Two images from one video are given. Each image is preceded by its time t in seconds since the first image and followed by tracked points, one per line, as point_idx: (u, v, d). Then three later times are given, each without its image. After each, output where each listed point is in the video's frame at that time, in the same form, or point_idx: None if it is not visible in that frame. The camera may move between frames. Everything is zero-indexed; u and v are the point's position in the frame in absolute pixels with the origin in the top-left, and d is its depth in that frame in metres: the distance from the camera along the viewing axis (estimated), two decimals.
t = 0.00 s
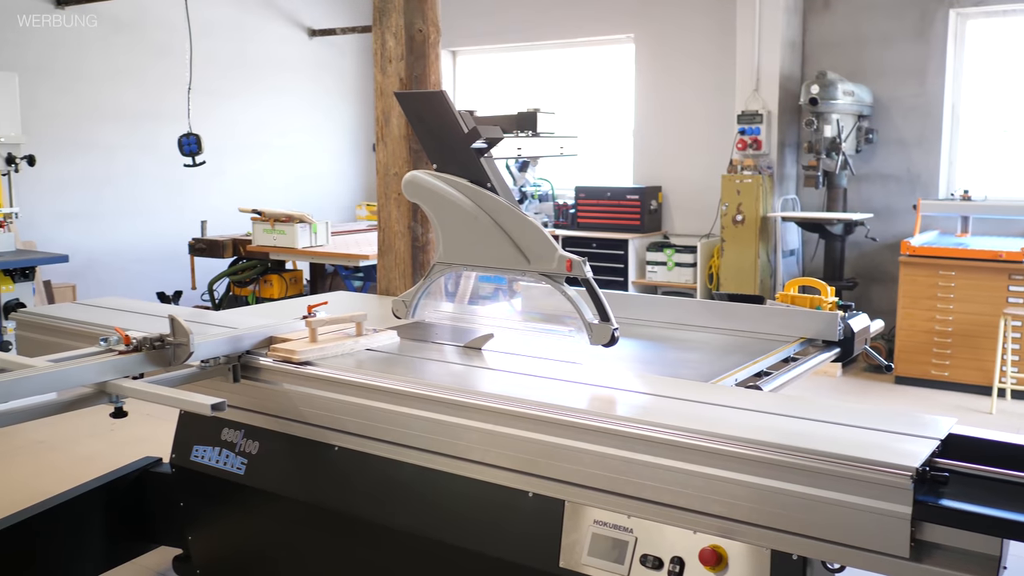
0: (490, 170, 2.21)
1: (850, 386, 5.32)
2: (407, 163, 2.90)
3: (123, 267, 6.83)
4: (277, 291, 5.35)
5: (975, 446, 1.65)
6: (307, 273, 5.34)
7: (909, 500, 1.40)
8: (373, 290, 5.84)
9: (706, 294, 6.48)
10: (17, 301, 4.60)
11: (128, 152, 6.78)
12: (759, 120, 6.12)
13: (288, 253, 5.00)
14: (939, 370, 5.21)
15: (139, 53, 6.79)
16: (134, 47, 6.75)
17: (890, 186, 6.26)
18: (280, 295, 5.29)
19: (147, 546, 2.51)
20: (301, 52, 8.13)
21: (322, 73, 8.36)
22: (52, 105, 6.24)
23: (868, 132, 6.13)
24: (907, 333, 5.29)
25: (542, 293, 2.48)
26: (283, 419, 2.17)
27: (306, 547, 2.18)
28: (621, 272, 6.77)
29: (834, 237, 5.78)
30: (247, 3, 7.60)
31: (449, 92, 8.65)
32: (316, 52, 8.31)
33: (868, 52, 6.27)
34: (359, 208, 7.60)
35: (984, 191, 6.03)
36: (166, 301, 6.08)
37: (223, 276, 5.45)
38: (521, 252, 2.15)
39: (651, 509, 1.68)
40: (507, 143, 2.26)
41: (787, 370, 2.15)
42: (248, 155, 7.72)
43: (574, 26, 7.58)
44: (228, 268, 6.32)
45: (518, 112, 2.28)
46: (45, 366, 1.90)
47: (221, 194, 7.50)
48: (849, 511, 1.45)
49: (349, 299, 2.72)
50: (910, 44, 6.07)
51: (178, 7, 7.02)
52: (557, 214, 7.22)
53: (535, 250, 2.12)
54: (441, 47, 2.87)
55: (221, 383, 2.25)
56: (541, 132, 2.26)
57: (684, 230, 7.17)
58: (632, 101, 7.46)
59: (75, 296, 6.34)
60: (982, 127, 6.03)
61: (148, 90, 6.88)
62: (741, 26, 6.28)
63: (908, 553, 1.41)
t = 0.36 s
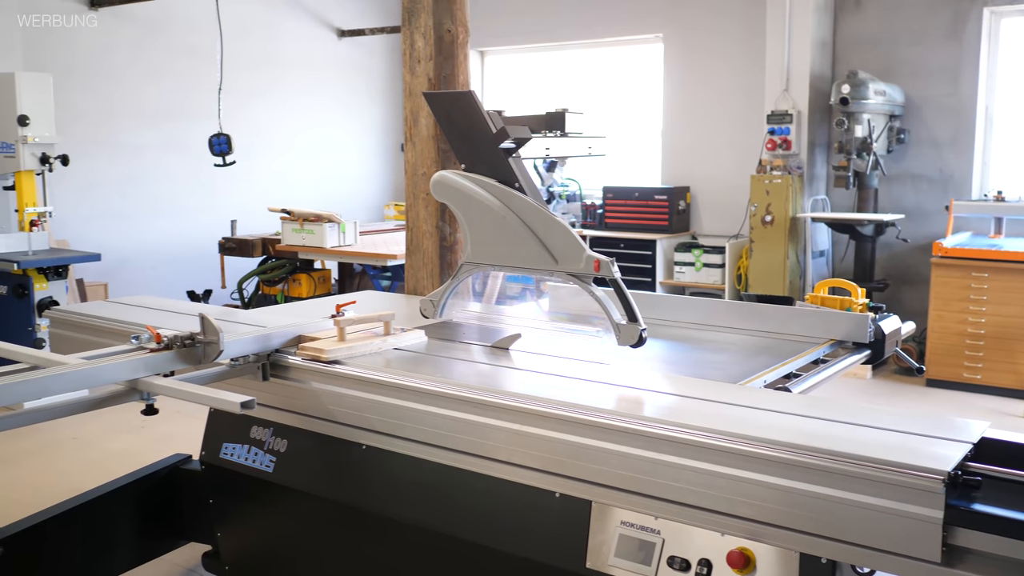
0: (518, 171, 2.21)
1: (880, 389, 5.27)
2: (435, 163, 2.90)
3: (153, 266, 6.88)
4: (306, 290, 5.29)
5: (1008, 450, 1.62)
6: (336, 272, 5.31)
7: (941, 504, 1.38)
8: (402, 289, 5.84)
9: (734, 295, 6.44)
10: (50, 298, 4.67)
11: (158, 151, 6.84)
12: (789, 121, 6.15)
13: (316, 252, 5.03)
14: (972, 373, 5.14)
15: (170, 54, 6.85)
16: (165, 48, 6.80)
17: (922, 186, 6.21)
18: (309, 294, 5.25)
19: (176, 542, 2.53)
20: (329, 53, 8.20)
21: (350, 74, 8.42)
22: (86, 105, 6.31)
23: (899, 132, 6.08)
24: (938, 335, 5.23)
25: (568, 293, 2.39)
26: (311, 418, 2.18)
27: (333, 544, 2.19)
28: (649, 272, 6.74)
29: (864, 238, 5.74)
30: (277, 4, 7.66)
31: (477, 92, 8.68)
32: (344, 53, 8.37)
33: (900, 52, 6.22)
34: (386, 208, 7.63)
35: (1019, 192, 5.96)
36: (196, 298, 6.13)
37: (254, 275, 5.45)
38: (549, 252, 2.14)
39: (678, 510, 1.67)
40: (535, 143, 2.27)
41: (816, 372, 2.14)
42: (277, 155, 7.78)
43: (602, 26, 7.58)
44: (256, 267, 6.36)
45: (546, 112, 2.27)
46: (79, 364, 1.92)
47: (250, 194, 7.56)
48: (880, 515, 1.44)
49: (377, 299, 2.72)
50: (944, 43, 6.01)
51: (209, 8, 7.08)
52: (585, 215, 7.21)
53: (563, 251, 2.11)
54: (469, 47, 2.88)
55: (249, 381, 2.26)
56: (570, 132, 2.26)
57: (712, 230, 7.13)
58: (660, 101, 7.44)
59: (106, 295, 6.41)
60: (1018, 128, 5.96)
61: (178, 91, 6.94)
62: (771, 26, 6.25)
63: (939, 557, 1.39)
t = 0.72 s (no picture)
0: (546, 171, 2.21)
1: (911, 391, 5.22)
2: (464, 163, 2.90)
3: (184, 265, 6.94)
4: (334, 290, 5.32)
5: None
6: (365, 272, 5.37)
7: (974, 508, 1.36)
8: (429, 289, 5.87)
9: (764, 297, 6.39)
10: (84, 297, 4.72)
11: (189, 152, 6.89)
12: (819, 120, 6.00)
13: (345, 252, 5.05)
14: (1005, 376, 5.09)
15: (201, 55, 6.90)
16: (197, 49, 6.86)
17: (955, 187, 6.14)
18: (338, 294, 5.29)
19: (206, 539, 2.55)
20: (359, 53, 8.25)
21: (378, 74, 8.46)
22: (119, 106, 6.38)
23: (932, 132, 6.01)
24: (971, 338, 5.17)
25: (596, 293, 2.36)
26: (340, 416, 2.19)
27: (362, 543, 2.20)
28: (678, 273, 6.71)
29: (896, 239, 5.71)
30: (307, 5, 7.71)
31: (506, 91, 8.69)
32: (373, 53, 8.40)
33: (933, 51, 6.16)
34: (415, 208, 7.66)
35: None
36: (226, 297, 6.18)
37: (283, 274, 5.45)
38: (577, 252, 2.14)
39: (706, 512, 1.66)
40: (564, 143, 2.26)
41: (847, 374, 2.12)
42: (306, 156, 7.83)
43: (630, 25, 7.56)
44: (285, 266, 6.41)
45: (575, 112, 2.27)
46: (111, 361, 1.95)
47: (280, 194, 7.62)
48: (912, 519, 1.42)
49: (405, 298, 2.73)
50: (979, 42, 5.94)
51: (240, 9, 7.13)
52: (614, 215, 7.20)
53: (591, 251, 2.11)
54: (498, 47, 2.88)
55: (279, 380, 2.28)
56: (599, 132, 2.25)
57: (742, 231, 7.09)
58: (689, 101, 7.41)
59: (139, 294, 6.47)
60: None
61: (209, 92, 6.99)
62: (801, 25, 6.21)
63: (972, 563, 1.37)
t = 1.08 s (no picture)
0: (573, 171, 2.20)
1: (941, 394, 5.16)
2: (490, 164, 2.90)
3: (213, 264, 6.97)
4: (360, 289, 5.32)
5: None
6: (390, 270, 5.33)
7: (1005, 513, 1.35)
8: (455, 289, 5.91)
9: (791, 298, 6.34)
10: (113, 295, 4.76)
11: (218, 151, 6.91)
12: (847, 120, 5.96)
13: (371, 251, 5.06)
14: None
15: (229, 56, 6.92)
16: (227, 49, 6.90)
17: (986, 188, 6.07)
18: (364, 294, 5.30)
19: (231, 536, 2.57)
20: (385, 54, 8.30)
21: (403, 74, 8.50)
22: (150, 106, 6.42)
23: (962, 132, 5.95)
24: (1001, 340, 5.12)
25: (622, 293, 2.36)
26: (365, 415, 2.20)
27: (386, 542, 2.20)
28: (704, 274, 6.67)
29: (925, 240, 5.68)
30: (333, 6, 7.75)
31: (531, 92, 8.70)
32: (398, 54, 8.45)
33: (965, 50, 6.10)
34: (440, 208, 7.68)
35: None
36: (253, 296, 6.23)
37: (309, 272, 5.45)
38: (603, 252, 2.13)
39: (731, 514, 1.65)
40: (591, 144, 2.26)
41: (875, 376, 2.10)
42: (333, 156, 7.87)
43: (657, 25, 7.54)
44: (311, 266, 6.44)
45: (601, 112, 2.27)
46: (139, 359, 1.96)
47: (307, 194, 7.67)
48: (941, 524, 1.40)
49: (430, 298, 2.73)
50: (1012, 41, 5.88)
51: (269, 10, 7.17)
52: (638, 215, 7.21)
53: (618, 251, 2.10)
54: (524, 47, 2.88)
55: (306, 378, 2.29)
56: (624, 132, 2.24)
57: (769, 232, 7.05)
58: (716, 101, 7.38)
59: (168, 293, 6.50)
60: None
61: (238, 92, 7.02)
62: (829, 25, 6.17)
63: (1002, 568, 1.35)
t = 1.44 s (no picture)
0: (602, 171, 2.19)
1: (975, 398, 5.09)
2: (519, 164, 2.90)
3: (244, 263, 7.02)
4: (389, 289, 5.40)
5: None
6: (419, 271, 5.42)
7: None
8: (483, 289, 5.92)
9: (822, 300, 6.28)
10: (145, 293, 4.77)
11: (249, 151, 6.96)
12: (881, 120, 5.95)
13: (400, 251, 5.08)
14: None
15: (260, 56, 6.97)
16: (259, 50, 6.95)
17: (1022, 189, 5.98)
18: (393, 293, 5.36)
19: (261, 533, 2.59)
20: (416, 54, 8.34)
21: (432, 74, 8.53)
22: (185, 107, 6.47)
23: (997, 132, 5.87)
24: None
25: (652, 295, 2.28)
26: (395, 415, 2.20)
27: (414, 541, 2.21)
28: (734, 275, 6.63)
29: (959, 241, 5.63)
30: (364, 7, 7.79)
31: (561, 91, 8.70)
32: (428, 54, 8.49)
33: (1001, 48, 6.03)
34: (469, 208, 7.70)
35: None
36: (284, 296, 6.27)
37: (339, 272, 5.49)
38: (632, 253, 2.13)
39: (761, 517, 1.63)
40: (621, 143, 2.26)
41: (908, 379, 2.07)
42: (363, 156, 7.92)
43: (688, 25, 7.52)
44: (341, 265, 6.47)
45: (631, 113, 2.28)
46: (172, 357, 1.98)
47: (338, 193, 7.71)
48: (977, 529, 1.38)
49: (459, 297, 2.74)
50: None
51: (301, 11, 7.22)
52: (668, 215, 7.15)
53: (648, 251, 2.09)
54: (554, 47, 2.88)
55: (336, 377, 2.30)
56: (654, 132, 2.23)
57: (799, 233, 6.99)
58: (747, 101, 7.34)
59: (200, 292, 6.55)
60: None
61: (269, 92, 7.06)
62: (863, 24, 6.13)
63: None
